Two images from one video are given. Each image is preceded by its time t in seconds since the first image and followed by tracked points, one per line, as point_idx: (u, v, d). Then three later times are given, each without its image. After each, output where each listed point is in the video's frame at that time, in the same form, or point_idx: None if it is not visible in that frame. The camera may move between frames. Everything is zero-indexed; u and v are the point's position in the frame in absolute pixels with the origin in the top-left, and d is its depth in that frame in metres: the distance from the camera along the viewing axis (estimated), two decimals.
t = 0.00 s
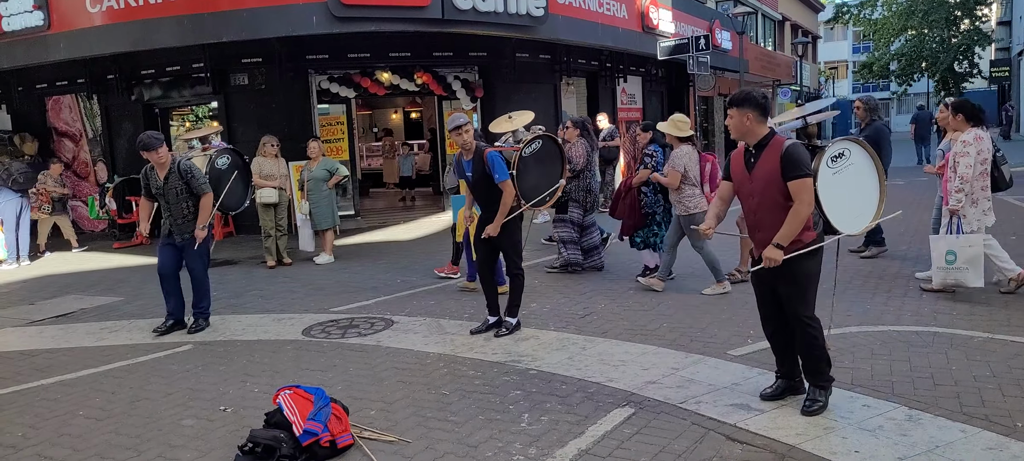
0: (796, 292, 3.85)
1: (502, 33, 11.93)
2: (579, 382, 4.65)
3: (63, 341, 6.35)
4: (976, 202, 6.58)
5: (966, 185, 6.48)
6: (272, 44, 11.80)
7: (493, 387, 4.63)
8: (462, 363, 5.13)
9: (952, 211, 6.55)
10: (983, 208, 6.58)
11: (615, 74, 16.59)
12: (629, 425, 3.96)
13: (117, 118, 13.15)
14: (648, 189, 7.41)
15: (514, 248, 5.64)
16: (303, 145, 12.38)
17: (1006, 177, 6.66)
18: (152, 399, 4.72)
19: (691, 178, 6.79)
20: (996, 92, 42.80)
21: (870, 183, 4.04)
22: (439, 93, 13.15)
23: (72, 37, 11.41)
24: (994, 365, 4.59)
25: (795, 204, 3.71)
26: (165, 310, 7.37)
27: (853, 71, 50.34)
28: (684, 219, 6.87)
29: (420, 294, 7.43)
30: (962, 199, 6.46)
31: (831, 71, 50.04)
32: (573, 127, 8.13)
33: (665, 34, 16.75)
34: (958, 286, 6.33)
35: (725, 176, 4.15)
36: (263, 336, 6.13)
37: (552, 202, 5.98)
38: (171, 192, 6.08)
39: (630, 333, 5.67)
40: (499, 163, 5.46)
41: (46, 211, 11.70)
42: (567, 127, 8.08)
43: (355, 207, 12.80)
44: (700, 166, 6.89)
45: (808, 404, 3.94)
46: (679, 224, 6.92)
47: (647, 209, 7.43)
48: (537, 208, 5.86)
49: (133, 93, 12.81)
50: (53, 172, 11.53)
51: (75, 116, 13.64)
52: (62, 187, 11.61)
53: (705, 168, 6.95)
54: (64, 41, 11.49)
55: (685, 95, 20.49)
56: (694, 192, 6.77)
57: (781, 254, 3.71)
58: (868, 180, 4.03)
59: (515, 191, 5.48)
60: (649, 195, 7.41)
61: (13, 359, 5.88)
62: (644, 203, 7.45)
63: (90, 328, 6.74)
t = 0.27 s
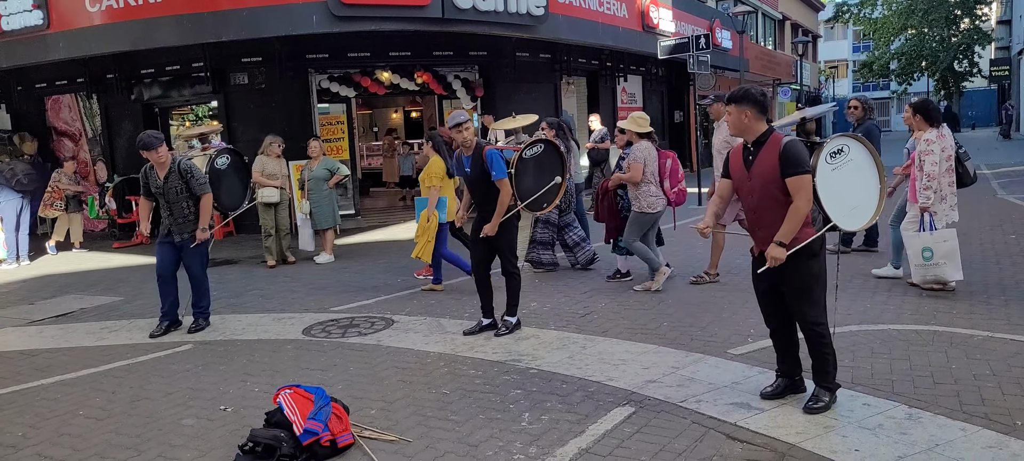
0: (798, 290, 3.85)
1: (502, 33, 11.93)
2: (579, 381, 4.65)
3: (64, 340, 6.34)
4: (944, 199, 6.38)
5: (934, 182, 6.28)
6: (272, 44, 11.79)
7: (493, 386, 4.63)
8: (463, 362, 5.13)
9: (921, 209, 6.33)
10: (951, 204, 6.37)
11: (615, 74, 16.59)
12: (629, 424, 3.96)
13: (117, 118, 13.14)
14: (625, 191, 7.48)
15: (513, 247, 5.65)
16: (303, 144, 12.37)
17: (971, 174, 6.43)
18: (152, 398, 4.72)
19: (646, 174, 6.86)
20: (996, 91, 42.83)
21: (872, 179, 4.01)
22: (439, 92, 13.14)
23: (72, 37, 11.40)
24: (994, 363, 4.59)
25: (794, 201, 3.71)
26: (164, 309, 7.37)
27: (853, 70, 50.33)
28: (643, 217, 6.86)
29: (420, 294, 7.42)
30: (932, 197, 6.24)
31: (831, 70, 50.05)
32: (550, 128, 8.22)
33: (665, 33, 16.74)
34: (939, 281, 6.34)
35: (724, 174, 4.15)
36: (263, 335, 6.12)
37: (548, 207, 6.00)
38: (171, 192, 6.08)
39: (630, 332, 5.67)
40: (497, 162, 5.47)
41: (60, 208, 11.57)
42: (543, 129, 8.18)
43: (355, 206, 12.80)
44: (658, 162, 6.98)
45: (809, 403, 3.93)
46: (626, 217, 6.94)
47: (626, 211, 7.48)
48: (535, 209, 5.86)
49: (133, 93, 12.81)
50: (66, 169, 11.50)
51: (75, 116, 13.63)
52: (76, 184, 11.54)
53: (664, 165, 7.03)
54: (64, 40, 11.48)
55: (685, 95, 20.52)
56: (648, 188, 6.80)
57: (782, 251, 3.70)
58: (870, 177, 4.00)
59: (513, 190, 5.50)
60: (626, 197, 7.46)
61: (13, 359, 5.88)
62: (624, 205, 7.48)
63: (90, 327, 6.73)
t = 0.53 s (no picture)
0: (796, 292, 3.85)
1: (502, 32, 11.92)
2: (579, 380, 4.64)
3: (63, 339, 6.34)
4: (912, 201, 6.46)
5: (901, 184, 6.41)
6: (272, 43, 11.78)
7: (492, 385, 4.63)
8: (462, 362, 5.13)
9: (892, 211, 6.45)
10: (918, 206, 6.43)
11: (615, 74, 16.60)
12: (629, 423, 3.96)
13: (116, 117, 13.15)
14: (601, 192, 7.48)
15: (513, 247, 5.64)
16: (303, 143, 12.36)
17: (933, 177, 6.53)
18: (152, 397, 4.72)
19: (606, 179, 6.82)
20: (995, 91, 42.89)
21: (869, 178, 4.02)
22: (439, 92, 13.15)
23: (72, 36, 11.39)
24: (994, 363, 4.59)
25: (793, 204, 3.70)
26: (164, 308, 7.37)
27: (852, 69, 50.36)
28: (602, 223, 6.84)
29: (419, 293, 7.42)
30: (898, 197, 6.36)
31: (831, 70, 50.07)
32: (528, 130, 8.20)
33: (665, 33, 16.74)
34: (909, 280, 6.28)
35: (724, 176, 4.15)
36: (262, 335, 6.12)
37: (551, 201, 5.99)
38: (171, 192, 6.07)
39: (630, 332, 5.67)
40: (497, 162, 5.48)
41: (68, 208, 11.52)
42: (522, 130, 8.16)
43: (355, 206, 12.81)
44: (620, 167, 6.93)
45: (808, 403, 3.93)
46: (581, 222, 6.92)
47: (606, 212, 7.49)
48: (536, 206, 5.86)
49: (132, 92, 12.81)
50: (77, 168, 11.67)
51: (75, 115, 13.67)
52: (86, 183, 11.66)
53: (624, 170, 6.97)
54: (63, 39, 11.47)
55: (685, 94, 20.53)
56: (605, 192, 6.79)
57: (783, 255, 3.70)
58: (867, 174, 4.02)
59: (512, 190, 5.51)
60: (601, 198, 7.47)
61: (13, 358, 5.88)
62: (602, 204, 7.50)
63: (89, 327, 6.73)
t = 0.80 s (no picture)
0: (796, 290, 3.86)
1: (502, 31, 11.92)
2: (579, 380, 4.65)
3: (64, 339, 6.34)
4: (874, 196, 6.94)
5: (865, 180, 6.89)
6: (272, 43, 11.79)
7: (493, 385, 4.64)
8: (463, 361, 5.13)
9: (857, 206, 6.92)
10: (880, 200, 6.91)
11: (615, 73, 16.60)
12: (629, 423, 3.96)
13: (116, 116, 13.15)
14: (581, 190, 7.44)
15: (512, 246, 5.64)
16: (303, 143, 12.35)
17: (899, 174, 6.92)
18: (153, 397, 4.72)
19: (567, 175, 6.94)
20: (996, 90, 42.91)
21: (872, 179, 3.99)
22: (438, 91, 13.16)
23: (72, 36, 11.39)
24: (994, 362, 4.59)
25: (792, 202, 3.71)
26: (164, 308, 7.37)
27: (853, 68, 50.35)
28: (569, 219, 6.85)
29: (420, 293, 7.42)
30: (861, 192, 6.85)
31: (831, 69, 50.05)
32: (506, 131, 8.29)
33: (665, 32, 16.73)
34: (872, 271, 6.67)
35: (724, 174, 4.15)
36: (263, 334, 6.12)
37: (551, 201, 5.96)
38: (171, 191, 6.08)
39: (630, 331, 5.68)
40: (496, 160, 5.49)
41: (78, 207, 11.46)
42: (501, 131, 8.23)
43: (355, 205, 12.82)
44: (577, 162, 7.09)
45: (808, 402, 3.93)
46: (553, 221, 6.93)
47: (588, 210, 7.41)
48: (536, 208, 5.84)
49: (133, 92, 12.80)
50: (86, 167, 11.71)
51: (75, 115, 13.71)
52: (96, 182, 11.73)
53: (581, 166, 7.16)
54: (64, 39, 11.46)
55: (685, 93, 20.56)
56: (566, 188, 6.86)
57: (784, 253, 3.71)
58: (871, 175, 3.99)
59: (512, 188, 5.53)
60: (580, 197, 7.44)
61: (13, 358, 5.88)
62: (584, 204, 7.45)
63: (90, 327, 6.73)
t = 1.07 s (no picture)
0: (798, 289, 3.86)
1: (502, 31, 11.93)
2: (580, 379, 4.65)
3: (64, 339, 6.34)
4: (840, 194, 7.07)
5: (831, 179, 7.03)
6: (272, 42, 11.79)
7: (493, 384, 4.64)
8: (463, 360, 5.13)
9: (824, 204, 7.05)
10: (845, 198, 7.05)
11: (615, 72, 16.61)
12: (629, 422, 3.96)
13: (116, 116, 13.15)
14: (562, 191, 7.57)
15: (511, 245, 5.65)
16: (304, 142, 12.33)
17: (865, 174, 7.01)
18: (153, 396, 4.73)
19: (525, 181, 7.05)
20: (996, 90, 42.92)
21: (872, 178, 4.00)
22: (439, 91, 13.14)
23: (72, 35, 11.39)
24: (995, 362, 4.59)
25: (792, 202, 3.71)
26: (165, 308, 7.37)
27: (853, 68, 50.35)
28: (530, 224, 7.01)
29: (420, 292, 7.42)
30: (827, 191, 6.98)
31: (831, 69, 50.02)
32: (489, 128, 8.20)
33: (665, 32, 16.74)
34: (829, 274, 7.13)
35: (724, 173, 4.15)
36: (263, 334, 6.12)
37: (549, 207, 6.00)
38: (171, 191, 6.07)
39: (631, 331, 5.67)
40: (499, 160, 5.45)
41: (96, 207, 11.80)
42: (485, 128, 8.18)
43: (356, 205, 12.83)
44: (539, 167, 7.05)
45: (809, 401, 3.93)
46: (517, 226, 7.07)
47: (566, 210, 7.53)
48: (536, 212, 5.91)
49: (133, 91, 12.80)
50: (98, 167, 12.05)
51: (75, 115, 13.70)
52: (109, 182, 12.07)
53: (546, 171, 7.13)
54: (64, 39, 11.46)
55: (684, 93, 20.56)
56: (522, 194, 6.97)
57: (780, 252, 3.73)
58: (870, 173, 4.00)
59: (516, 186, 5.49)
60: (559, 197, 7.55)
61: (13, 358, 5.88)
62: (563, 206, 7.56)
63: (90, 326, 6.73)
